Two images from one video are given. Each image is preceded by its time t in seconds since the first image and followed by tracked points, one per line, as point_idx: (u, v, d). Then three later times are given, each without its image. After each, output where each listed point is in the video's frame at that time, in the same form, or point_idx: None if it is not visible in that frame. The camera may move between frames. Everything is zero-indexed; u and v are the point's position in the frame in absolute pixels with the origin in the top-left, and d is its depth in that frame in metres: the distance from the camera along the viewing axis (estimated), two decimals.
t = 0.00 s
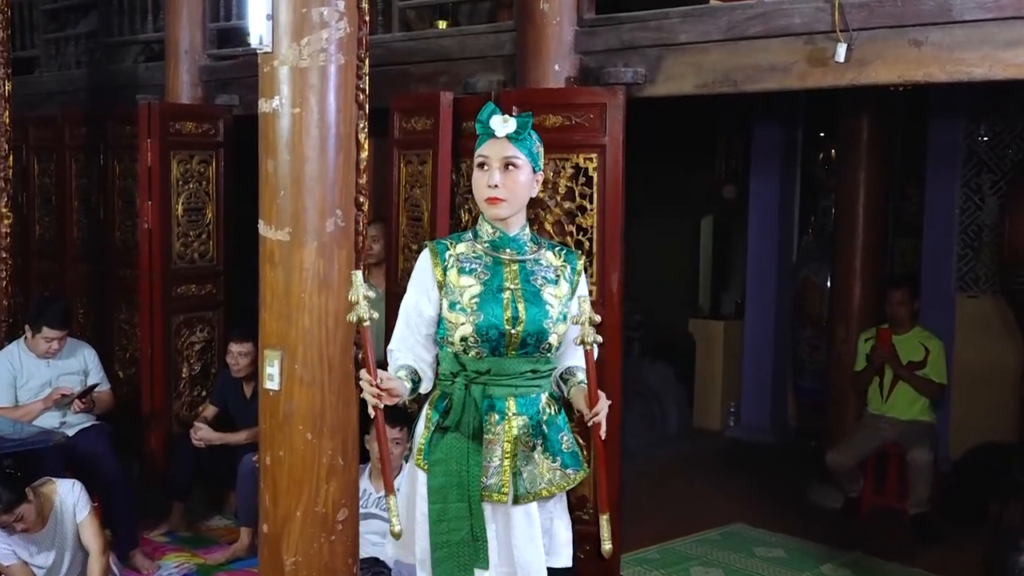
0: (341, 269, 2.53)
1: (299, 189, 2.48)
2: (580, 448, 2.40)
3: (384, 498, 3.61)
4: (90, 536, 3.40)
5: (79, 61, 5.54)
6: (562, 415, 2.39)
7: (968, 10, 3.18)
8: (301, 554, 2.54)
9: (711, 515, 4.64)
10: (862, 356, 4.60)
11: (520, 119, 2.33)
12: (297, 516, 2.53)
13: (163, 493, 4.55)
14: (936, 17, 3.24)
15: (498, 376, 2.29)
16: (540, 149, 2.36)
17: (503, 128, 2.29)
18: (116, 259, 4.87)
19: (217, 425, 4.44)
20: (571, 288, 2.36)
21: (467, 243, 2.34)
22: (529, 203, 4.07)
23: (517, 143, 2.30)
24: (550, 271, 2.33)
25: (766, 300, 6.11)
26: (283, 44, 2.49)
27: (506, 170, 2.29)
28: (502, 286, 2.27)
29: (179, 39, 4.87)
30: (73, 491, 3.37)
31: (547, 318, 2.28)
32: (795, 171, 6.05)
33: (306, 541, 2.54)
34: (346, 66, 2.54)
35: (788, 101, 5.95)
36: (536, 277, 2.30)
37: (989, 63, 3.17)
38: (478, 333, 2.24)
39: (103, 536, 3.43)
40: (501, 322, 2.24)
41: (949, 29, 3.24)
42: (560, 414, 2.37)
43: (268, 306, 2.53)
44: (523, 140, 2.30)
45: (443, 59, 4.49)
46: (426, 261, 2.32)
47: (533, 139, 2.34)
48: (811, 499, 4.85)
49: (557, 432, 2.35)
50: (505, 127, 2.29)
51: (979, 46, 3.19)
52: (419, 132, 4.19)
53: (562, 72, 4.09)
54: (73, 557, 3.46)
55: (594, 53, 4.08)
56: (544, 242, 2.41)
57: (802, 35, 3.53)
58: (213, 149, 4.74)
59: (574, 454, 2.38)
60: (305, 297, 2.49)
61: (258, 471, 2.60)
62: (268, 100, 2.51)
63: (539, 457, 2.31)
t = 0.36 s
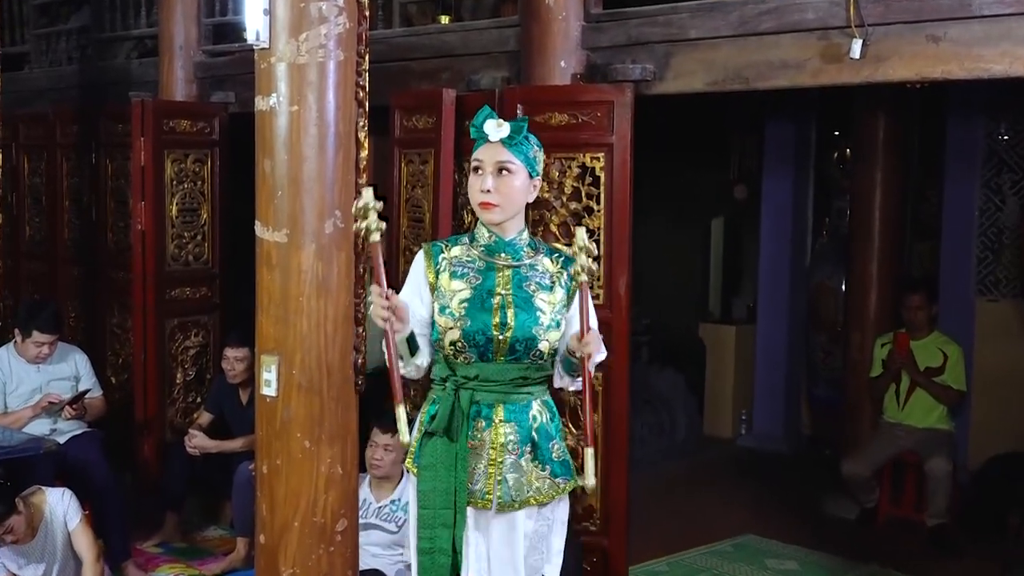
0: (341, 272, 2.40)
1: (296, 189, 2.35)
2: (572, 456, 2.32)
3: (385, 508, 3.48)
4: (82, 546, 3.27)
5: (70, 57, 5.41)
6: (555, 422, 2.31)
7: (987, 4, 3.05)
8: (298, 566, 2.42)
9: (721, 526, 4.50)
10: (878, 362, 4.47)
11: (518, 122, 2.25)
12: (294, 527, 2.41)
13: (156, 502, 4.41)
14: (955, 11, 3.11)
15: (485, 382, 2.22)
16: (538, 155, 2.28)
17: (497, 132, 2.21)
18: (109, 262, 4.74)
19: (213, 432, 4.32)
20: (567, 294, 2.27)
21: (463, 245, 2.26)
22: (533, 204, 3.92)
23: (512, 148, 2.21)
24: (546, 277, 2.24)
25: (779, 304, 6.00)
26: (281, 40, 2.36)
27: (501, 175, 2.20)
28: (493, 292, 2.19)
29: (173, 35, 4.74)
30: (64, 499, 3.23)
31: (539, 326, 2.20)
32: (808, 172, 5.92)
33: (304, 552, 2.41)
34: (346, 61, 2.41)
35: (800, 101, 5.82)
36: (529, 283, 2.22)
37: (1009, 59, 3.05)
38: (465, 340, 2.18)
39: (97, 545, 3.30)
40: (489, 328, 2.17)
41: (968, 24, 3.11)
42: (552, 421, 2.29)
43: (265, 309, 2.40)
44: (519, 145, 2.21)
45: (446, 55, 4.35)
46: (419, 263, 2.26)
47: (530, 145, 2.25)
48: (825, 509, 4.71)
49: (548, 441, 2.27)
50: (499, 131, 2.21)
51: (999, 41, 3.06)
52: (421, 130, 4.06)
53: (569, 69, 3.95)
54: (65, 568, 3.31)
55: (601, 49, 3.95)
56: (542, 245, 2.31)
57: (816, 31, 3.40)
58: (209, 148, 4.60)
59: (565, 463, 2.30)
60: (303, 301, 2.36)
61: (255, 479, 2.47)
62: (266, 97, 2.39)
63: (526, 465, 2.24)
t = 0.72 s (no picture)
0: (356, 277, 2.31)
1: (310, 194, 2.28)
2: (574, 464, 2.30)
3: (397, 514, 3.45)
4: (97, 549, 3.26)
5: (84, 61, 5.41)
6: (557, 429, 2.31)
7: (1007, 8, 3.02)
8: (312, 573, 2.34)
9: (737, 534, 4.46)
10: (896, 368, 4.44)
11: (525, 126, 2.27)
12: (307, 533, 2.33)
13: (168, 508, 4.40)
14: (973, 15, 3.08)
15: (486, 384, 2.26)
16: (548, 159, 2.29)
17: (503, 136, 2.24)
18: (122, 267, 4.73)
19: (226, 437, 4.30)
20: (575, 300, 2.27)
21: (474, 250, 2.33)
22: (547, 208, 3.90)
23: (519, 152, 2.24)
24: (552, 280, 2.27)
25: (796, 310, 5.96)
26: (294, 44, 2.29)
27: (506, 180, 2.23)
28: (495, 293, 2.25)
29: (188, 40, 4.74)
30: (79, 503, 3.23)
31: (538, 327, 2.22)
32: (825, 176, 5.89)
33: (317, 559, 2.33)
34: (361, 66, 2.33)
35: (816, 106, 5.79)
36: (534, 285, 2.25)
37: None
38: (464, 339, 2.24)
39: (112, 548, 3.30)
40: (486, 329, 2.22)
41: (987, 27, 3.08)
42: (554, 427, 2.30)
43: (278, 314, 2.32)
44: (525, 149, 2.24)
45: (460, 60, 4.34)
46: (431, 270, 2.35)
47: (538, 148, 2.27)
48: (842, 517, 4.67)
49: (546, 447, 2.27)
50: (505, 135, 2.24)
51: (1019, 46, 3.03)
52: (435, 135, 4.04)
53: (584, 73, 3.93)
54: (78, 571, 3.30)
55: (616, 53, 3.92)
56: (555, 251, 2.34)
57: (833, 35, 3.37)
58: (222, 152, 4.59)
59: (565, 471, 2.29)
60: (316, 306, 2.28)
61: (267, 485, 2.39)
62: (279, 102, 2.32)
63: (521, 469, 2.25)
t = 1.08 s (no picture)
0: (372, 279, 2.39)
1: (328, 197, 2.35)
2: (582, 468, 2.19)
3: (414, 518, 3.45)
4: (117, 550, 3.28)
5: (103, 65, 5.44)
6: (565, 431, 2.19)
7: None
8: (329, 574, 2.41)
9: (754, 538, 4.45)
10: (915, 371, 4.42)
11: (534, 123, 2.17)
12: (324, 535, 2.40)
13: (185, 509, 4.41)
14: (993, 18, 3.07)
15: (492, 384, 2.17)
16: (559, 158, 2.19)
17: (510, 135, 2.14)
18: (141, 269, 4.75)
19: (244, 439, 4.32)
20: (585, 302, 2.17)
21: (485, 250, 2.25)
22: (564, 212, 3.89)
23: (527, 152, 2.14)
24: (562, 279, 2.18)
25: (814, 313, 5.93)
26: (312, 48, 2.36)
27: (514, 180, 2.14)
28: (503, 292, 2.17)
29: (206, 43, 4.76)
30: (98, 505, 3.26)
31: (545, 326, 2.13)
32: (843, 179, 5.87)
33: (334, 561, 2.40)
34: (378, 70, 2.40)
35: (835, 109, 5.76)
36: (542, 285, 2.17)
37: None
38: (470, 338, 2.16)
39: (132, 549, 3.30)
40: (491, 327, 2.14)
41: (1007, 31, 3.06)
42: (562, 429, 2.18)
43: (296, 316, 2.39)
44: (532, 148, 2.13)
45: (477, 63, 4.34)
46: (442, 270, 2.27)
47: (548, 147, 2.16)
48: (860, 522, 4.65)
49: (552, 449, 2.17)
50: (512, 134, 2.14)
51: None
52: (453, 138, 4.04)
53: (601, 76, 3.92)
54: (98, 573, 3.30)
55: (633, 56, 3.92)
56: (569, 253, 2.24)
57: (852, 38, 3.36)
58: (241, 155, 4.61)
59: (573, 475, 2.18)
60: (334, 308, 2.36)
61: (286, 487, 2.47)
62: (297, 105, 2.39)
63: (525, 470, 2.15)
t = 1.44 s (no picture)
0: (391, 279, 2.40)
1: (347, 197, 2.35)
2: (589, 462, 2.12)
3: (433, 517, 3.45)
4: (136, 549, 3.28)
5: (124, 65, 5.47)
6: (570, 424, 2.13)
7: None
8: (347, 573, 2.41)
9: (772, 538, 4.44)
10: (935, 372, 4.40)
11: (537, 111, 2.11)
12: (343, 534, 2.40)
13: (204, 508, 4.43)
14: (1015, 17, 3.05)
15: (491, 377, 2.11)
16: (563, 148, 2.12)
17: (512, 122, 2.08)
18: (160, 268, 4.77)
19: (262, 438, 4.33)
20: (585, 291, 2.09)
21: (486, 240, 2.19)
22: (582, 211, 3.87)
23: (529, 139, 2.07)
24: (560, 270, 2.09)
25: (832, 313, 5.91)
26: (331, 48, 2.36)
27: (516, 167, 2.07)
28: (501, 284, 2.10)
29: (226, 44, 4.78)
30: (118, 504, 3.26)
31: (539, 319, 2.06)
32: (862, 179, 5.85)
33: (352, 560, 2.41)
34: (397, 70, 2.40)
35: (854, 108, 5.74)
36: (539, 276, 2.09)
37: None
38: (467, 332, 2.10)
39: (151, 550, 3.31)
40: (487, 319, 2.08)
41: None
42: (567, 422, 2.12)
43: (314, 316, 2.40)
44: (535, 135, 2.07)
45: (496, 63, 4.34)
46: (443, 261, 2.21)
47: (551, 135, 2.10)
48: (878, 522, 4.64)
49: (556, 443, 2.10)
50: (514, 121, 2.08)
51: None
52: (472, 138, 4.04)
53: (620, 75, 3.92)
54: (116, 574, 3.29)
55: (653, 56, 3.91)
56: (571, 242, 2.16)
57: (872, 37, 3.35)
58: (260, 155, 4.62)
59: (578, 468, 2.11)
60: (353, 308, 2.36)
61: (304, 486, 2.47)
62: (316, 105, 2.39)
63: (528, 464, 2.08)
